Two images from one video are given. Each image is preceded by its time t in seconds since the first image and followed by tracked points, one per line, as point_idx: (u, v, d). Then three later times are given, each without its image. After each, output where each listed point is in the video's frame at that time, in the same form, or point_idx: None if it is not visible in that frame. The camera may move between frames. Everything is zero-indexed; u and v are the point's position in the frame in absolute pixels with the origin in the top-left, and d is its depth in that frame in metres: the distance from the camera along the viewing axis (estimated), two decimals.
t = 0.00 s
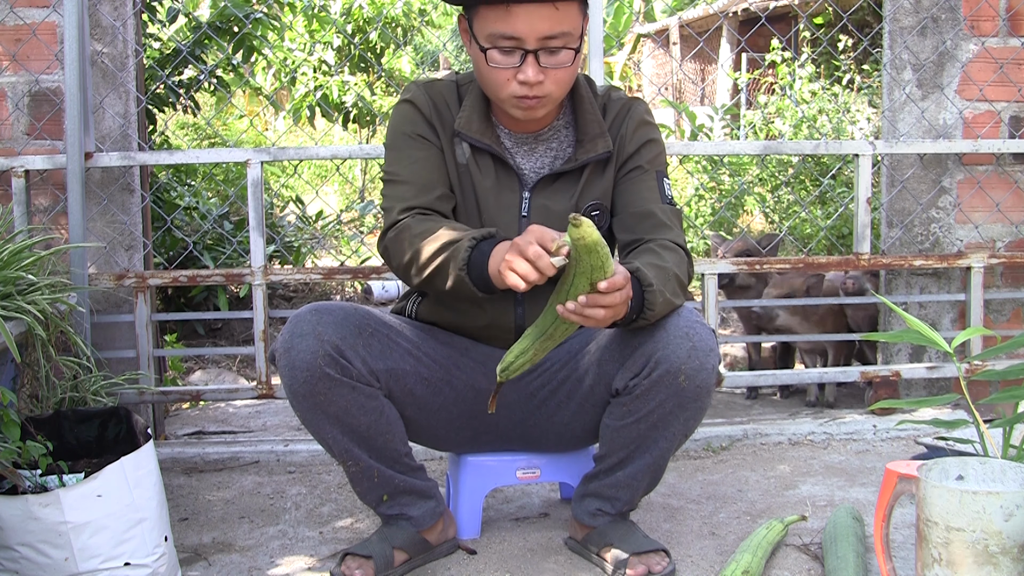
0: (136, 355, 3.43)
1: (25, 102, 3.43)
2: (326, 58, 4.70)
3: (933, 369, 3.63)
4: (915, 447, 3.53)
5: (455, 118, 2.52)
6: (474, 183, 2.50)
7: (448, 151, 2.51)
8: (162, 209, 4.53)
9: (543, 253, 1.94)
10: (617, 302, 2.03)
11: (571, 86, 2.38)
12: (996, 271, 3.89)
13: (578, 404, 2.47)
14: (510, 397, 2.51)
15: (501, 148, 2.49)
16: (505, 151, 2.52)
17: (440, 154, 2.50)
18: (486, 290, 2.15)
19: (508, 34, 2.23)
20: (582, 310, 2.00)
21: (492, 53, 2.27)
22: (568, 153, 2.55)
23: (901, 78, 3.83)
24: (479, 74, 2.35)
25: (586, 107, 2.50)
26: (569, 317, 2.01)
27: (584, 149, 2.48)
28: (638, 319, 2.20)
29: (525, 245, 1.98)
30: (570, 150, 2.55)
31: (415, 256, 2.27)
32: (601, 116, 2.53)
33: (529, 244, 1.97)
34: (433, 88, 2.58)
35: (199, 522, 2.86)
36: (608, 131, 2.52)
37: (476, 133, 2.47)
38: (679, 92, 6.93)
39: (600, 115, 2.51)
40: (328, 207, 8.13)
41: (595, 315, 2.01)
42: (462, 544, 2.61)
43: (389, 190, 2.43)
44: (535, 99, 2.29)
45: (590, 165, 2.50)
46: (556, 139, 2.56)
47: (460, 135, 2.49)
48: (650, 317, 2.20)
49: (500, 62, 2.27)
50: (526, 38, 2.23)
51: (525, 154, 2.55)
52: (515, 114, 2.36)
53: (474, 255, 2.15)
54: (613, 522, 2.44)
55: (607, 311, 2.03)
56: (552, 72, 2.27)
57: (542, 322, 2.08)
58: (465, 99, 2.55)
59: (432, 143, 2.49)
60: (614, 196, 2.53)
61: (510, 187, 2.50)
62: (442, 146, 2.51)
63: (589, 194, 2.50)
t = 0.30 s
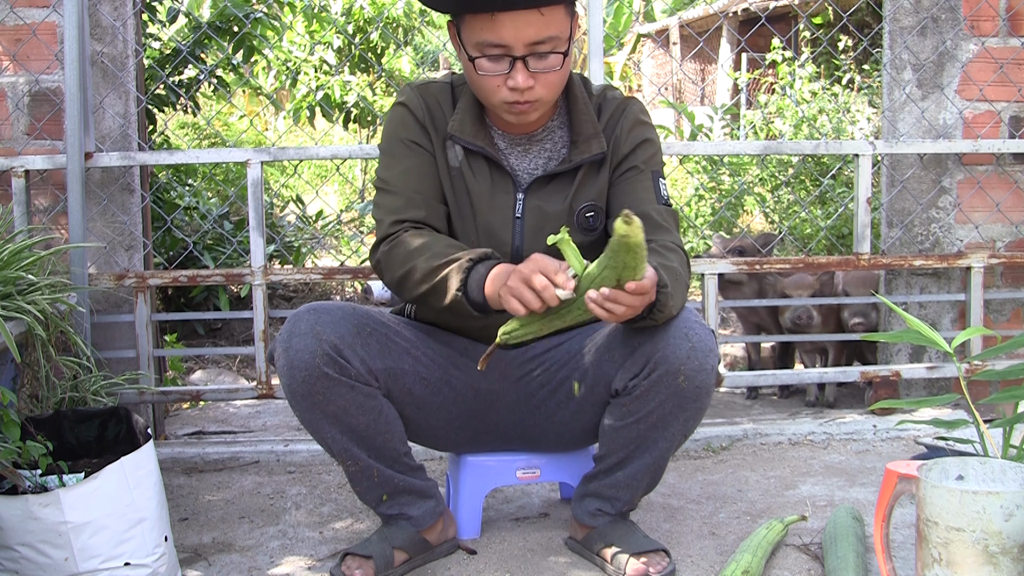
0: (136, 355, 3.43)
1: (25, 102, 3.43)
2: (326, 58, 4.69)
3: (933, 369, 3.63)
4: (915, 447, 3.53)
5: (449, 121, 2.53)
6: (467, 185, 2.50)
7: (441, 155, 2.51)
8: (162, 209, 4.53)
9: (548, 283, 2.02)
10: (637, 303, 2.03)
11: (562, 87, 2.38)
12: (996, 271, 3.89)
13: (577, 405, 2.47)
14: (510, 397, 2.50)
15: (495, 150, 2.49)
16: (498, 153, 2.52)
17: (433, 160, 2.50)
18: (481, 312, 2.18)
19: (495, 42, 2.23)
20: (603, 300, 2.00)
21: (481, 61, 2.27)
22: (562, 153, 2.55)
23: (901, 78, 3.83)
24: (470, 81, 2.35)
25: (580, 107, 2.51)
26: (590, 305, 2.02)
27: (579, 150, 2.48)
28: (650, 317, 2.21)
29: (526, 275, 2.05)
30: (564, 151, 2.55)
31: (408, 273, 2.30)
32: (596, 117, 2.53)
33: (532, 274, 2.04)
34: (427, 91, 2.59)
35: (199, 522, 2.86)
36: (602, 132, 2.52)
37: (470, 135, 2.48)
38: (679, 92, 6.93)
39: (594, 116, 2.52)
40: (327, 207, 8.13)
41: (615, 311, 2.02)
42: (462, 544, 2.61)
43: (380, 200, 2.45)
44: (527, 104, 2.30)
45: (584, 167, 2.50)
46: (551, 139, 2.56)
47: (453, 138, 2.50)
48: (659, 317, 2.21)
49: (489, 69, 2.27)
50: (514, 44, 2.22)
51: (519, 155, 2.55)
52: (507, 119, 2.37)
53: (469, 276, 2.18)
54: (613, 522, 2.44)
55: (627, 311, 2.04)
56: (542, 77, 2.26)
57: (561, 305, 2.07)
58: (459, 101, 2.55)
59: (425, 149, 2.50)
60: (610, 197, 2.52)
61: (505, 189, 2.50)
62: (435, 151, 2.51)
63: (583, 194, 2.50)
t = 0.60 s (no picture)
0: (136, 355, 3.43)
1: (25, 102, 3.43)
2: (325, 58, 4.69)
3: (933, 369, 3.63)
4: (915, 447, 3.53)
5: (442, 127, 2.54)
6: (461, 190, 2.51)
7: (431, 162, 2.53)
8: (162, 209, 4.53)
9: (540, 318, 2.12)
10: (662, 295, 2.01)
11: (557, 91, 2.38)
12: (996, 271, 3.89)
13: (577, 405, 2.47)
14: (509, 396, 2.51)
15: (489, 154, 2.50)
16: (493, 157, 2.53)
17: (423, 168, 2.53)
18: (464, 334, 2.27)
19: (486, 56, 2.22)
20: (628, 301, 1.96)
21: (474, 74, 2.27)
22: (557, 155, 2.55)
23: (901, 78, 3.83)
24: (464, 91, 2.36)
25: (574, 109, 2.51)
26: (615, 309, 1.97)
27: (573, 152, 2.48)
28: (667, 316, 2.21)
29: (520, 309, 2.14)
30: (559, 153, 2.55)
31: (393, 288, 2.35)
32: (591, 119, 2.53)
33: (525, 308, 2.13)
34: (422, 94, 2.60)
35: (199, 522, 2.86)
36: (597, 133, 2.52)
37: (462, 139, 2.49)
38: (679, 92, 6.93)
39: (589, 118, 2.52)
40: (327, 207, 8.13)
41: (644, 306, 1.99)
42: (462, 544, 2.61)
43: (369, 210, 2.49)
44: (521, 114, 2.30)
45: (578, 169, 2.50)
46: (545, 141, 2.56)
47: (447, 143, 2.51)
48: (675, 316, 2.20)
49: (481, 82, 2.27)
50: (505, 57, 2.22)
51: (514, 158, 2.55)
52: (503, 126, 2.38)
53: (456, 303, 2.26)
54: (613, 522, 2.44)
55: (654, 304, 2.01)
56: (535, 87, 2.26)
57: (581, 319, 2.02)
58: (453, 105, 2.56)
59: (416, 157, 2.53)
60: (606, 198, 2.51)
61: (499, 191, 2.50)
62: (426, 158, 2.53)
63: (577, 197, 2.49)
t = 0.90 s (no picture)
0: (136, 355, 3.43)
1: (25, 102, 3.43)
2: (325, 58, 4.69)
3: (933, 369, 3.63)
4: (915, 447, 3.53)
5: (433, 128, 2.55)
6: (450, 194, 2.51)
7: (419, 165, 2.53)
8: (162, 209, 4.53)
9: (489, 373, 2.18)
10: (717, 279, 1.98)
11: (544, 94, 2.37)
12: (996, 271, 3.89)
13: (574, 404, 2.47)
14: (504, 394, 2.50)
15: (480, 158, 2.50)
16: (484, 159, 2.53)
17: (410, 171, 2.54)
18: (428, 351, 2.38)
19: (469, 65, 2.22)
20: (688, 258, 1.95)
21: (459, 83, 2.27)
22: (549, 157, 2.54)
23: (901, 78, 3.83)
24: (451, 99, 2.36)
25: (568, 111, 2.50)
26: (673, 261, 1.96)
27: (564, 156, 2.48)
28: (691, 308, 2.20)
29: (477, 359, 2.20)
30: (551, 155, 2.54)
31: (368, 296, 2.41)
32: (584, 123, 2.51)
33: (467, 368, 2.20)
34: (415, 95, 2.60)
35: (199, 522, 2.86)
36: (591, 138, 2.51)
37: (453, 141, 2.49)
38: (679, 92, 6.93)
39: (582, 121, 2.50)
40: (327, 207, 8.13)
41: (691, 274, 1.96)
42: (462, 543, 2.61)
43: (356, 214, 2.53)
44: (508, 121, 2.31)
45: (569, 173, 2.49)
46: (538, 143, 2.55)
47: (438, 144, 2.52)
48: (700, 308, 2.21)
49: (467, 91, 2.27)
50: (488, 66, 2.21)
51: (505, 160, 2.55)
52: (493, 131, 2.39)
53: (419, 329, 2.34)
54: (612, 522, 2.44)
55: (704, 280, 1.98)
56: (521, 93, 2.26)
57: (639, 256, 2.03)
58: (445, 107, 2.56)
59: (404, 160, 2.54)
60: (601, 198, 2.50)
61: (490, 194, 2.51)
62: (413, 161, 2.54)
63: (568, 199, 2.49)
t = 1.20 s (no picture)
0: (136, 355, 3.43)
1: (25, 102, 3.43)
2: (325, 58, 4.69)
3: (933, 369, 3.63)
4: (915, 447, 3.53)
5: (434, 130, 2.53)
6: (454, 193, 2.50)
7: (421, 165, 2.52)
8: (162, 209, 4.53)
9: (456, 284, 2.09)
10: (670, 277, 1.99)
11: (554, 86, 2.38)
12: (996, 271, 3.89)
13: (576, 404, 2.47)
14: (509, 396, 2.50)
15: (484, 156, 2.49)
16: (488, 158, 2.52)
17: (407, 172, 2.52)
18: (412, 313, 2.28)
19: (488, 43, 2.23)
20: (634, 256, 1.99)
21: (475, 64, 2.27)
22: (552, 157, 2.54)
23: (901, 78, 3.83)
24: (462, 87, 2.35)
25: (569, 111, 2.50)
26: (622, 262, 2.01)
27: (568, 156, 2.48)
28: (672, 313, 2.22)
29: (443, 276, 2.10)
30: (555, 154, 2.55)
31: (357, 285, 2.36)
32: (586, 122, 2.51)
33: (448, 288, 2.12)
34: (412, 97, 2.58)
35: (199, 522, 2.86)
36: (593, 136, 2.51)
37: (458, 140, 2.48)
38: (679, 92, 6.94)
39: (583, 120, 2.50)
40: (327, 207, 8.14)
41: (638, 273, 1.98)
42: (462, 544, 2.61)
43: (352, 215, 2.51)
44: (523, 105, 2.30)
45: (573, 172, 2.49)
46: (541, 142, 2.56)
47: (442, 144, 2.50)
48: (681, 313, 2.21)
49: (483, 72, 2.27)
50: (507, 44, 2.23)
51: (509, 159, 2.55)
52: (505, 122, 2.36)
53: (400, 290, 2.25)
54: (613, 522, 2.44)
55: (652, 279, 1.99)
56: (536, 75, 2.26)
57: (598, 268, 2.09)
58: (446, 107, 2.55)
59: (400, 161, 2.52)
60: (604, 199, 2.50)
61: (494, 193, 2.50)
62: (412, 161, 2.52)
63: (573, 200, 2.49)
